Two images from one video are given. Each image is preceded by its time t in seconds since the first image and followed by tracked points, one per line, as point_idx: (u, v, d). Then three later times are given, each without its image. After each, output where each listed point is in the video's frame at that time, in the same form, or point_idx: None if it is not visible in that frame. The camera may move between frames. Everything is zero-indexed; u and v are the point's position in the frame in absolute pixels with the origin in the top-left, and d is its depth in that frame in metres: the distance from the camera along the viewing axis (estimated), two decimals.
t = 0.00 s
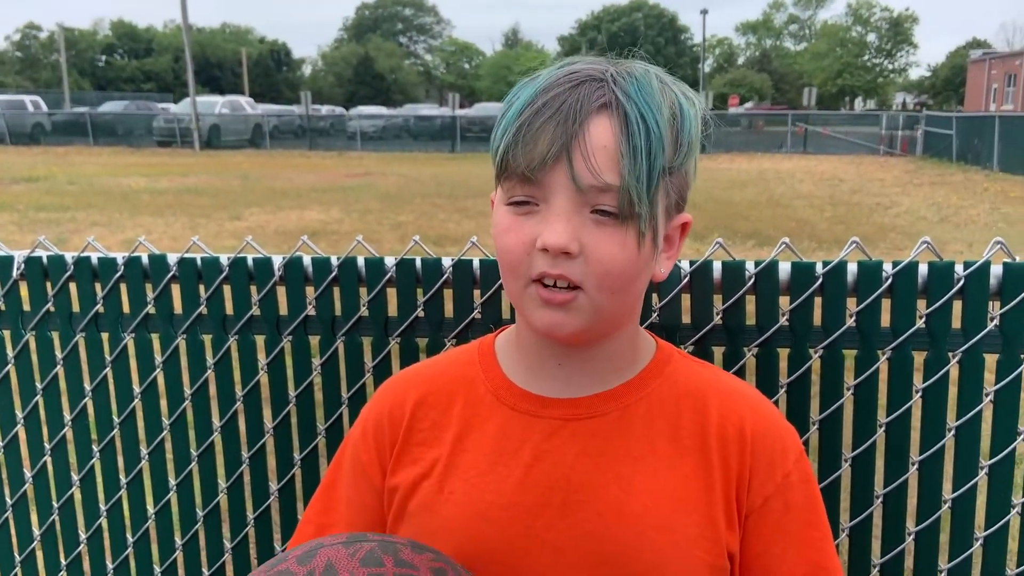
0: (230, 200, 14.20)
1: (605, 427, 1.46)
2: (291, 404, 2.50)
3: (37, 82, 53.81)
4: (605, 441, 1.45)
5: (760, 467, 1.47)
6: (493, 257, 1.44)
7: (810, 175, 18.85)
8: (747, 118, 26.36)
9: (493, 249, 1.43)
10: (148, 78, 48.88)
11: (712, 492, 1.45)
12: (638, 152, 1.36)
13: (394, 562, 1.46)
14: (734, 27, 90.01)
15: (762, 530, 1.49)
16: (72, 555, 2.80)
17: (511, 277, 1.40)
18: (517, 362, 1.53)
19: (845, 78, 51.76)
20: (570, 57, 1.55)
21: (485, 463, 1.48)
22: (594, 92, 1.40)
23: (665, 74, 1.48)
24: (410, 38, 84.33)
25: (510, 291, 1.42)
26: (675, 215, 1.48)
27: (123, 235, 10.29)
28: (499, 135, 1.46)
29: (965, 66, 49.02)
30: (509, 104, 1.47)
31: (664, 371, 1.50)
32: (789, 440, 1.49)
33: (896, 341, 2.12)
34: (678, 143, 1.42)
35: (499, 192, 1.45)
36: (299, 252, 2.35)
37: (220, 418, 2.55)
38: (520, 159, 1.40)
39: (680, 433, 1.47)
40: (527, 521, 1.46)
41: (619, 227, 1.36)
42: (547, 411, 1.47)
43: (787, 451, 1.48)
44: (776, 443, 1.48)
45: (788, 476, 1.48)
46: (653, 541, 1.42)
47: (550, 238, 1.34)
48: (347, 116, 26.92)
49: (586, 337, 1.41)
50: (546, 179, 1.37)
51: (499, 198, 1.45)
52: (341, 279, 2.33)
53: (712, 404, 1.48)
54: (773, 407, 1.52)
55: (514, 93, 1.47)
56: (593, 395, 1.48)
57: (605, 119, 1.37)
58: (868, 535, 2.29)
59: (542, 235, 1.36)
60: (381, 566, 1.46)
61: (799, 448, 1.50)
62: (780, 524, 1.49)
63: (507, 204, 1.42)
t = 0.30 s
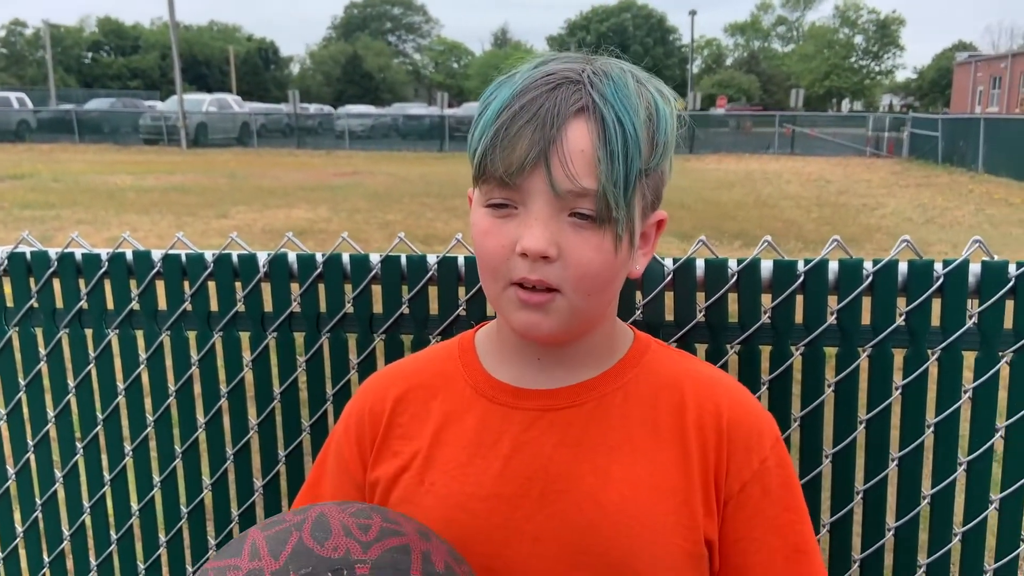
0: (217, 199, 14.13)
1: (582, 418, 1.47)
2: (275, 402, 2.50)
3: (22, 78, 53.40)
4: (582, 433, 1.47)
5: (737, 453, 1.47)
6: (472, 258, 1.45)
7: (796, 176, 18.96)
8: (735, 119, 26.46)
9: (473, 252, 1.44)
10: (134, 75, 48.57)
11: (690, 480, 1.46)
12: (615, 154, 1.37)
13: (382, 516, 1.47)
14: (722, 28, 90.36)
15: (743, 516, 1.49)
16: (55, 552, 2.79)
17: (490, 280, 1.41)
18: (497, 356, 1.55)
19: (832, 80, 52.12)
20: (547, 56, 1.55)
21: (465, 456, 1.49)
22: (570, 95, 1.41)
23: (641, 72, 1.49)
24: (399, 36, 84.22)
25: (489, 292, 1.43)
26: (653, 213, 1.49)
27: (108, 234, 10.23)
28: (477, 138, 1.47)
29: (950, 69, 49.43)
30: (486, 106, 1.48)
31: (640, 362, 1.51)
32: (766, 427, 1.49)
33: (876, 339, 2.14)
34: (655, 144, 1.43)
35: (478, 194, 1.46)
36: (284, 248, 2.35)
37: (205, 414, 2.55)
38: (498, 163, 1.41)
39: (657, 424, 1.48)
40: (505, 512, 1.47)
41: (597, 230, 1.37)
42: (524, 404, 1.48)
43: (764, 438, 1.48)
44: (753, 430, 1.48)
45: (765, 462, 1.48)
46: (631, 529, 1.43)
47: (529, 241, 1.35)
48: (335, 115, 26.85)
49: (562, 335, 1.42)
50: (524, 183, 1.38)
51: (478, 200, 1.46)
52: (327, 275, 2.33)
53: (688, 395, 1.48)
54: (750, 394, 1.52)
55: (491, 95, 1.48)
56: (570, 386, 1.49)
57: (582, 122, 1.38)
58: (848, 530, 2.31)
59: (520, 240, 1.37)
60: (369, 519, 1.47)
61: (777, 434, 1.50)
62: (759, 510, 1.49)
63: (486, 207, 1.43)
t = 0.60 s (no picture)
0: (210, 198, 14.09)
1: (574, 413, 1.47)
2: (267, 402, 2.49)
3: (14, 77, 53.19)
4: (574, 428, 1.47)
5: (733, 447, 1.47)
6: (464, 258, 1.45)
7: (790, 176, 19.03)
8: (729, 119, 26.51)
9: (466, 252, 1.44)
10: (127, 74, 48.44)
11: (685, 473, 1.45)
12: (607, 155, 1.37)
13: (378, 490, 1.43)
14: (717, 28, 90.56)
15: (738, 507, 1.49)
16: (46, 553, 2.78)
17: (483, 279, 1.41)
18: (489, 353, 1.54)
19: (826, 80, 52.30)
20: (538, 55, 1.54)
21: (458, 453, 1.49)
22: (563, 95, 1.40)
23: (633, 72, 1.49)
24: (393, 36, 84.23)
25: (482, 292, 1.43)
26: (645, 211, 1.49)
27: (101, 233, 10.20)
28: (468, 139, 1.46)
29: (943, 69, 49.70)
30: (478, 107, 1.47)
31: (632, 358, 1.51)
32: (759, 419, 1.49)
33: (868, 340, 2.15)
34: (646, 145, 1.44)
35: (470, 195, 1.46)
36: (276, 249, 2.33)
37: (196, 415, 2.54)
38: (491, 164, 1.40)
39: (649, 419, 1.48)
40: (499, 508, 1.47)
41: (590, 230, 1.37)
42: (516, 401, 1.48)
43: (758, 429, 1.48)
44: (746, 422, 1.48)
45: (760, 453, 1.48)
46: (625, 523, 1.43)
47: (523, 242, 1.35)
48: (329, 114, 26.81)
49: (555, 333, 1.42)
50: (517, 184, 1.38)
51: (470, 202, 1.45)
52: (319, 275, 2.32)
53: (680, 390, 1.49)
54: (743, 388, 1.53)
55: (483, 96, 1.47)
56: (563, 382, 1.49)
57: (575, 123, 1.38)
58: (841, 530, 2.32)
59: (514, 240, 1.36)
60: (365, 490, 1.42)
61: (771, 426, 1.50)
62: (751, 502, 1.49)
63: (478, 207, 1.43)
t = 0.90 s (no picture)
0: (210, 199, 14.12)
1: (573, 415, 1.48)
2: (265, 403, 2.49)
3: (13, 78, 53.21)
4: (571, 429, 1.47)
5: (725, 447, 1.48)
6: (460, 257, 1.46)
7: (789, 176, 19.06)
8: (728, 119, 26.54)
9: (462, 250, 1.45)
10: (127, 75, 48.45)
11: (679, 473, 1.47)
12: (602, 154, 1.38)
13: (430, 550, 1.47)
14: (716, 29, 90.70)
15: (730, 507, 1.50)
16: (44, 553, 2.78)
17: (480, 277, 1.42)
18: (488, 355, 1.55)
19: (825, 80, 52.35)
20: (534, 58, 1.55)
21: (456, 453, 1.50)
22: (558, 96, 1.41)
23: (627, 75, 1.50)
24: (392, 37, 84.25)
25: (479, 290, 1.44)
26: (639, 211, 1.49)
27: (100, 234, 10.22)
28: (464, 139, 1.47)
29: (941, 70, 49.76)
30: (474, 107, 1.48)
31: (628, 360, 1.52)
32: (752, 419, 1.50)
33: (863, 340, 2.16)
34: (640, 145, 1.44)
35: (466, 194, 1.46)
36: (273, 250, 2.34)
37: (194, 416, 2.55)
38: (487, 163, 1.41)
39: (644, 421, 1.49)
40: (497, 507, 1.47)
41: (586, 228, 1.38)
42: (517, 403, 1.49)
43: (750, 430, 1.49)
44: (739, 422, 1.49)
45: (751, 454, 1.49)
46: (622, 524, 1.43)
47: (519, 240, 1.36)
48: (328, 115, 26.83)
49: (552, 331, 1.42)
50: (513, 181, 1.39)
51: (467, 200, 1.46)
52: (316, 277, 2.32)
53: (675, 391, 1.49)
54: (736, 389, 1.54)
55: (479, 96, 1.48)
56: (561, 384, 1.49)
57: (570, 122, 1.39)
58: (836, 530, 2.32)
59: (511, 238, 1.37)
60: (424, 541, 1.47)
61: (763, 426, 1.50)
62: (743, 503, 1.49)
63: (475, 206, 1.43)
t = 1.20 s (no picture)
0: (211, 202, 14.14)
1: (577, 417, 1.48)
2: (267, 405, 2.50)
3: (14, 82, 53.26)
4: (574, 430, 1.48)
5: (726, 443, 1.48)
6: (467, 261, 1.46)
7: (790, 178, 19.08)
8: (729, 121, 26.59)
9: (468, 253, 1.45)
10: (128, 79, 48.50)
11: (683, 471, 1.47)
12: (609, 155, 1.39)
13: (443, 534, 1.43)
14: (716, 32, 90.83)
15: (734, 502, 1.49)
16: (47, 555, 2.79)
17: (485, 278, 1.42)
18: (491, 360, 1.55)
19: (826, 82, 52.43)
20: (539, 62, 1.56)
21: (462, 457, 1.50)
22: (565, 99, 1.42)
23: (631, 78, 1.51)
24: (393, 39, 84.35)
25: (484, 291, 1.44)
26: (644, 213, 1.50)
27: (102, 237, 10.23)
28: (472, 142, 1.47)
29: (942, 72, 49.81)
30: (480, 111, 1.48)
31: (630, 360, 1.52)
32: (753, 414, 1.50)
33: (863, 342, 2.16)
34: (646, 147, 1.45)
35: (473, 197, 1.47)
36: (274, 253, 2.35)
37: (196, 418, 2.55)
38: (495, 166, 1.41)
39: (647, 420, 1.49)
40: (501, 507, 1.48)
41: (593, 230, 1.38)
42: (521, 407, 1.49)
43: (751, 426, 1.49)
44: (741, 419, 1.49)
45: (752, 448, 1.49)
46: (628, 523, 1.44)
47: (527, 242, 1.36)
48: (329, 118, 26.85)
49: (558, 332, 1.42)
50: (521, 184, 1.39)
51: (473, 203, 1.46)
52: (318, 279, 2.33)
53: (677, 392, 1.50)
54: (737, 385, 1.54)
55: (486, 100, 1.48)
56: (565, 386, 1.50)
57: (577, 125, 1.39)
58: (836, 532, 2.33)
59: (518, 240, 1.38)
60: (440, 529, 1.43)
61: (764, 421, 1.50)
62: (747, 499, 1.49)
63: (482, 209, 1.44)
